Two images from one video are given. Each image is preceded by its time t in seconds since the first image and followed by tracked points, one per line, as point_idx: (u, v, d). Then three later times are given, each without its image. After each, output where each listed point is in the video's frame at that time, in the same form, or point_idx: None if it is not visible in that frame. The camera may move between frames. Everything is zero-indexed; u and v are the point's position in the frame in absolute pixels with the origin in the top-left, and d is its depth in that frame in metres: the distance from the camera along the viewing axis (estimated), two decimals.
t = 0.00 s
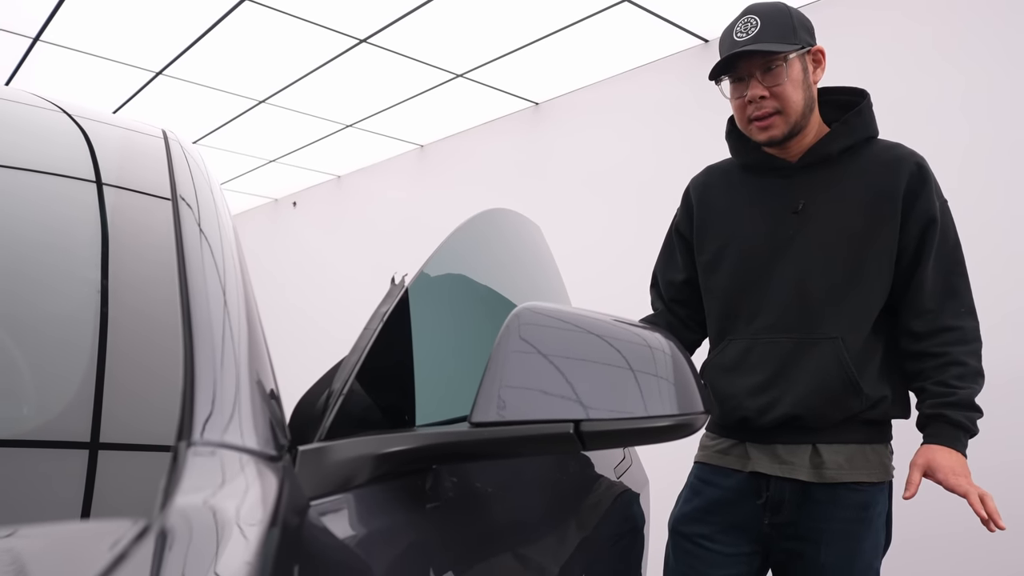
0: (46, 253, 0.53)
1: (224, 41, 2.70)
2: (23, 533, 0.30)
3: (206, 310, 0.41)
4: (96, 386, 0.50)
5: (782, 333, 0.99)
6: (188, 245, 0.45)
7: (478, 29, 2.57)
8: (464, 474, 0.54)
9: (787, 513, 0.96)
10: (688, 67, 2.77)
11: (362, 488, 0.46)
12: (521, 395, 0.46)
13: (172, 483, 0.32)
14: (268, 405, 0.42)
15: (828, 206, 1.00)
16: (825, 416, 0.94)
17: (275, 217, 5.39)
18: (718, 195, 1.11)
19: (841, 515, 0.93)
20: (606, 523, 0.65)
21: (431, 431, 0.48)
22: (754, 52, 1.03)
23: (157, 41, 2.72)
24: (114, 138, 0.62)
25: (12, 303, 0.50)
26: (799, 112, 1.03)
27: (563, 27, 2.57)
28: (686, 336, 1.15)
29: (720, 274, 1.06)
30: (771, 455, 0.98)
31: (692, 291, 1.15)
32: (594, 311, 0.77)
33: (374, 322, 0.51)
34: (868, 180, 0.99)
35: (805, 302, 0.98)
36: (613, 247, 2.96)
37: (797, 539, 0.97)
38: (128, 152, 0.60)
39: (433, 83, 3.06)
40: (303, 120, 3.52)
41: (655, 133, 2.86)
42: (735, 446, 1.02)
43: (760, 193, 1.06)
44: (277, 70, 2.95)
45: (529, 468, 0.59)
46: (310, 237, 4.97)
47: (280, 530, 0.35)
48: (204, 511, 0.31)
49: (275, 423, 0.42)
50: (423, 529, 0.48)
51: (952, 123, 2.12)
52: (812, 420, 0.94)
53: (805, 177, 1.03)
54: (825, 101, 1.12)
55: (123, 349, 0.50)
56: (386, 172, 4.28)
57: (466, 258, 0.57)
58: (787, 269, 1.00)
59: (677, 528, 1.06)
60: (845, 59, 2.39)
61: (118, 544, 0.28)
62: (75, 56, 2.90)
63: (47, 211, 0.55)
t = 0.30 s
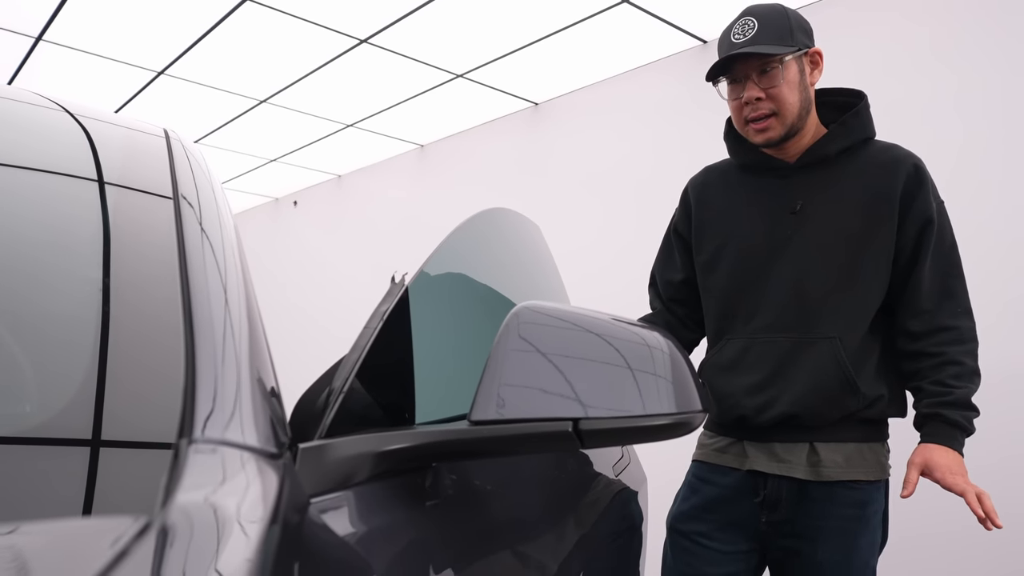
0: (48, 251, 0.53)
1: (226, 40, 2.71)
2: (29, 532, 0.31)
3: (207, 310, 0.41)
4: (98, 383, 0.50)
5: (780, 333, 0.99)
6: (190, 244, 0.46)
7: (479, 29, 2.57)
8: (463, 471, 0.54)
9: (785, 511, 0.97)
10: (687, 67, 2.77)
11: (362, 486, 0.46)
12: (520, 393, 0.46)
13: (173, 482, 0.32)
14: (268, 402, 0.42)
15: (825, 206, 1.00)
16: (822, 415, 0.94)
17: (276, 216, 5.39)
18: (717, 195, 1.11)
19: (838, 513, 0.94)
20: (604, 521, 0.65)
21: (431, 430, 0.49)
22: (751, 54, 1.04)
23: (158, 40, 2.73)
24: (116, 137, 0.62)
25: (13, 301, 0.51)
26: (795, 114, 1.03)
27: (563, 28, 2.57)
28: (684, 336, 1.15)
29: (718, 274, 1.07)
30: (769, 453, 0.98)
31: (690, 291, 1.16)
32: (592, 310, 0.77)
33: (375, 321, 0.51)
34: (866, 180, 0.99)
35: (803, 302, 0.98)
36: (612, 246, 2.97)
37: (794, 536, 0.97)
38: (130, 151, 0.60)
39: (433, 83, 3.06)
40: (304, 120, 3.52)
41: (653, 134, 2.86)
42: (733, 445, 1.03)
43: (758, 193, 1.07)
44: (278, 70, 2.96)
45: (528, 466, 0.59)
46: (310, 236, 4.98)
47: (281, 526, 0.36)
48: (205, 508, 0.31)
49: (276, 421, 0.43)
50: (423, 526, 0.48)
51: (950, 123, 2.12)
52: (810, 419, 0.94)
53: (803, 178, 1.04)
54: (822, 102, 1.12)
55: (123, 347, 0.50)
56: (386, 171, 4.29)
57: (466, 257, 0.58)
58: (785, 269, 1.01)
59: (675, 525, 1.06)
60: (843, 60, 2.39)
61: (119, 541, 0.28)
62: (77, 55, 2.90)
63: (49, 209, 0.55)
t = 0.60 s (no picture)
0: (51, 250, 0.53)
1: (227, 41, 2.71)
2: (34, 532, 0.31)
3: (209, 309, 0.41)
4: (100, 381, 0.50)
5: (777, 332, 0.99)
6: (192, 243, 0.46)
7: (480, 29, 2.57)
8: (462, 470, 0.54)
9: (782, 509, 0.97)
10: (686, 68, 2.78)
11: (362, 483, 0.47)
12: (519, 392, 0.46)
13: (175, 477, 0.31)
14: (269, 401, 0.42)
15: (822, 206, 1.01)
16: (820, 414, 0.94)
17: (276, 215, 5.40)
18: (715, 195, 1.11)
19: (835, 511, 0.94)
20: (602, 519, 0.66)
21: (431, 428, 0.49)
22: (752, 55, 1.04)
23: (160, 40, 2.73)
24: (118, 136, 0.62)
25: (15, 300, 0.51)
26: (794, 115, 1.04)
27: (562, 28, 2.58)
28: (683, 335, 1.16)
29: (716, 274, 1.07)
30: (766, 451, 0.98)
31: (688, 290, 1.16)
32: (592, 310, 0.78)
33: (375, 319, 0.52)
34: (862, 181, 0.99)
35: (800, 301, 0.99)
36: (610, 245, 2.97)
37: (792, 534, 0.98)
38: (131, 150, 0.60)
39: (434, 84, 3.07)
40: (305, 120, 3.52)
41: (652, 135, 2.87)
42: (731, 443, 1.03)
43: (756, 193, 1.07)
44: (279, 70, 2.96)
45: (527, 464, 0.60)
46: (310, 235, 4.98)
47: (282, 524, 0.36)
48: (207, 506, 0.31)
49: (277, 419, 0.43)
50: (422, 523, 0.48)
51: (948, 123, 2.12)
52: (807, 417, 0.95)
53: (800, 178, 1.04)
54: (820, 103, 1.12)
55: (125, 346, 0.51)
56: (386, 170, 4.29)
57: (466, 256, 0.58)
58: (782, 268, 1.01)
59: (673, 523, 1.07)
60: (842, 61, 2.39)
61: (122, 538, 0.28)
62: (79, 55, 2.91)
63: (52, 209, 0.55)
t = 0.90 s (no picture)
0: (52, 250, 0.54)
1: (229, 41, 2.71)
2: (37, 525, 0.32)
3: (210, 308, 0.42)
4: (101, 379, 0.51)
5: (776, 331, 1.00)
6: (193, 243, 0.46)
7: (481, 30, 2.57)
8: (462, 468, 0.55)
9: (780, 507, 0.98)
10: (685, 69, 2.78)
11: (363, 482, 0.47)
12: (519, 390, 0.46)
13: (176, 477, 0.33)
14: (270, 398, 0.43)
15: (820, 206, 1.01)
16: (817, 412, 0.95)
17: (277, 214, 5.41)
18: (714, 195, 1.12)
19: (833, 509, 0.94)
20: (601, 516, 0.66)
21: (431, 426, 0.49)
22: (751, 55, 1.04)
23: (162, 41, 2.73)
24: (120, 136, 0.63)
25: (19, 297, 0.52)
26: (793, 115, 1.04)
27: (562, 29, 2.58)
28: (682, 334, 1.16)
29: (715, 273, 1.08)
30: (764, 450, 0.99)
31: (687, 289, 1.16)
32: (591, 309, 0.78)
33: (376, 318, 0.52)
34: (860, 181, 1.00)
35: (798, 301, 0.99)
36: (610, 245, 2.98)
37: (789, 532, 0.98)
38: (133, 150, 0.60)
39: (434, 84, 3.07)
40: (306, 120, 3.53)
41: (652, 135, 2.87)
42: (729, 442, 1.03)
43: (754, 193, 1.08)
44: (280, 70, 2.97)
45: (527, 462, 0.60)
46: (311, 234, 4.99)
47: (283, 521, 0.36)
48: (207, 504, 0.32)
49: (278, 417, 0.43)
50: (422, 521, 0.49)
51: (947, 124, 2.13)
52: (805, 416, 0.95)
53: (799, 178, 1.04)
54: (819, 103, 1.13)
55: (126, 345, 0.51)
56: (386, 171, 4.30)
57: (466, 255, 0.58)
58: (780, 268, 1.01)
59: (672, 521, 1.07)
60: (841, 62, 2.39)
61: (122, 537, 0.29)
62: (83, 56, 2.91)
63: (54, 209, 0.56)
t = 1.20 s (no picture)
0: (55, 248, 0.54)
1: (231, 41, 2.72)
2: (37, 527, 0.32)
3: (212, 307, 0.42)
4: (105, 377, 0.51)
5: (774, 331, 1.00)
6: (195, 242, 0.47)
7: (483, 31, 2.58)
8: (462, 466, 0.55)
9: (778, 505, 0.98)
10: (684, 70, 2.78)
11: (363, 479, 0.47)
12: (519, 389, 0.47)
13: (178, 474, 0.33)
14: (271, 397, 0.43)
15: (818, 207, 1.01)
16: (815, 411, 0.95)
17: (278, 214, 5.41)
18: (712, 195, 1.12)
19: (830, 507, 0.95)
20: (600, 514, 0.67)
21: (432, 424, 0.50)
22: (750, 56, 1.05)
23: (164, 41, 2.74)
24: (123, 136, 0.63)
25: (18, 295, 0.52)
26: (791, 116, 1.04)
27: (563, 30, 2.58)
28: (680, 333, 1.16)
29: (714, 273, 1.08)
30: (763, 448, 0.99)
31: (686, 289, 1.17)
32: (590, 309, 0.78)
33: (376, 317, 0.53)
34: (858, 181, 1.00)
35: (796, 301, 0.99)
36: (609, 245, 2.98)
37: (787, 530, 0.98)
38: (136, 149, 0.61)
39: (434, 85, 3.08)
40: (308, 120, 3.54)
41: (652, 135, 2.87)
42: (727, 440, 1.04)
43: (752, 193, 1.08)
44: (282, 71, 2.97)
45: (527, 460, 0.60)
46: (313, 233, 5.00)
47: (284, 519, 0.37)
48: (209, 501, 0.32)
49: (279, 416, 0.44)
50: (422, 519, 0.49)
51: (946, 125, 2.13)
52: (803, 415, 0.96)
53: (797, 179, 1.05)
54: (817, 104, 1.13)
55: (130, 344, 0.51)
56: (387, 170, 4.30)
57: (466, 255, 0.59)
58: (779, 268, 1.02)
59: (670, 519, 1.08)
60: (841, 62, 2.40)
61: (125, 534, 0.29)
62: (86, 56, 2.92)
63: (58, 208, 0.56)
